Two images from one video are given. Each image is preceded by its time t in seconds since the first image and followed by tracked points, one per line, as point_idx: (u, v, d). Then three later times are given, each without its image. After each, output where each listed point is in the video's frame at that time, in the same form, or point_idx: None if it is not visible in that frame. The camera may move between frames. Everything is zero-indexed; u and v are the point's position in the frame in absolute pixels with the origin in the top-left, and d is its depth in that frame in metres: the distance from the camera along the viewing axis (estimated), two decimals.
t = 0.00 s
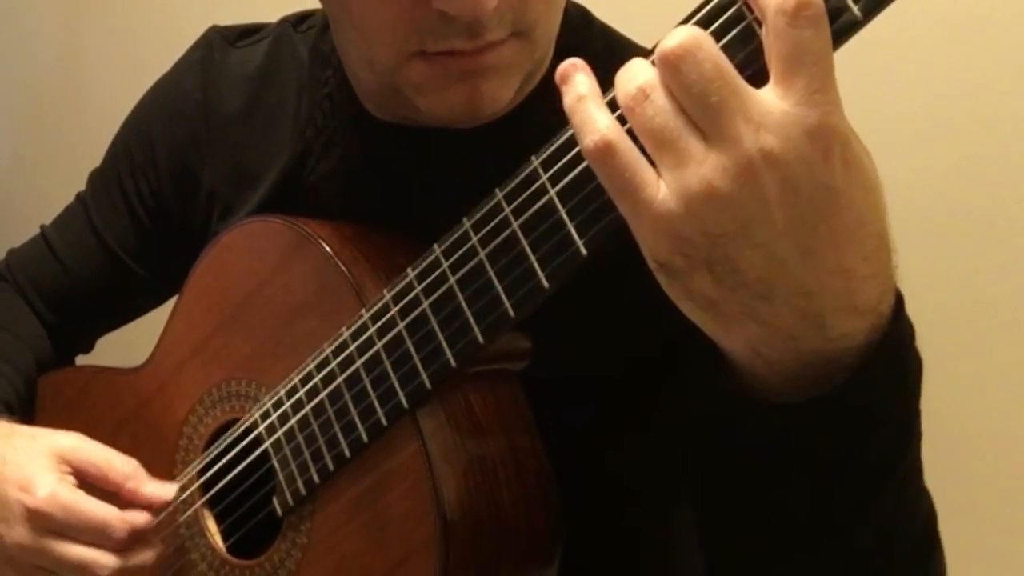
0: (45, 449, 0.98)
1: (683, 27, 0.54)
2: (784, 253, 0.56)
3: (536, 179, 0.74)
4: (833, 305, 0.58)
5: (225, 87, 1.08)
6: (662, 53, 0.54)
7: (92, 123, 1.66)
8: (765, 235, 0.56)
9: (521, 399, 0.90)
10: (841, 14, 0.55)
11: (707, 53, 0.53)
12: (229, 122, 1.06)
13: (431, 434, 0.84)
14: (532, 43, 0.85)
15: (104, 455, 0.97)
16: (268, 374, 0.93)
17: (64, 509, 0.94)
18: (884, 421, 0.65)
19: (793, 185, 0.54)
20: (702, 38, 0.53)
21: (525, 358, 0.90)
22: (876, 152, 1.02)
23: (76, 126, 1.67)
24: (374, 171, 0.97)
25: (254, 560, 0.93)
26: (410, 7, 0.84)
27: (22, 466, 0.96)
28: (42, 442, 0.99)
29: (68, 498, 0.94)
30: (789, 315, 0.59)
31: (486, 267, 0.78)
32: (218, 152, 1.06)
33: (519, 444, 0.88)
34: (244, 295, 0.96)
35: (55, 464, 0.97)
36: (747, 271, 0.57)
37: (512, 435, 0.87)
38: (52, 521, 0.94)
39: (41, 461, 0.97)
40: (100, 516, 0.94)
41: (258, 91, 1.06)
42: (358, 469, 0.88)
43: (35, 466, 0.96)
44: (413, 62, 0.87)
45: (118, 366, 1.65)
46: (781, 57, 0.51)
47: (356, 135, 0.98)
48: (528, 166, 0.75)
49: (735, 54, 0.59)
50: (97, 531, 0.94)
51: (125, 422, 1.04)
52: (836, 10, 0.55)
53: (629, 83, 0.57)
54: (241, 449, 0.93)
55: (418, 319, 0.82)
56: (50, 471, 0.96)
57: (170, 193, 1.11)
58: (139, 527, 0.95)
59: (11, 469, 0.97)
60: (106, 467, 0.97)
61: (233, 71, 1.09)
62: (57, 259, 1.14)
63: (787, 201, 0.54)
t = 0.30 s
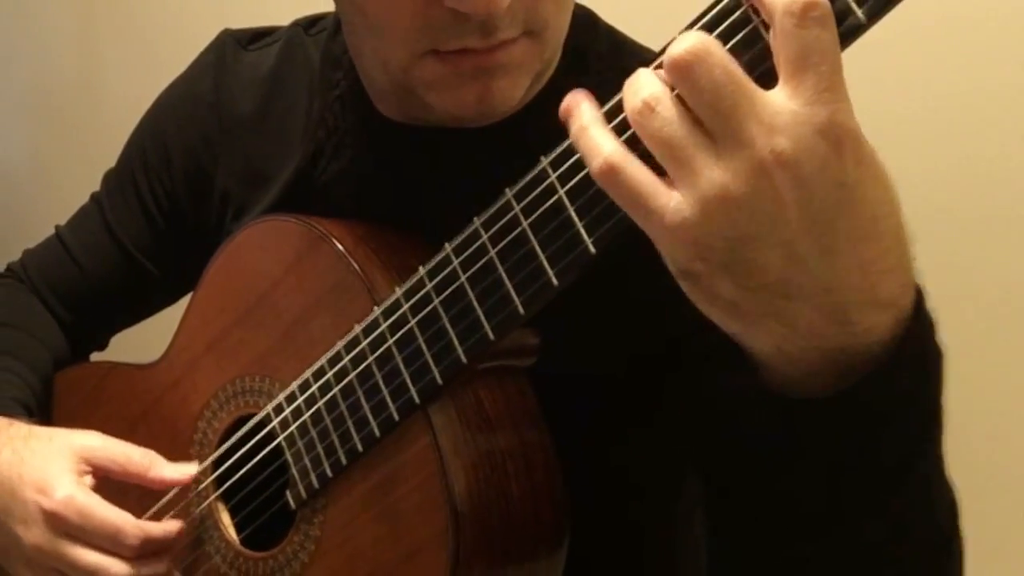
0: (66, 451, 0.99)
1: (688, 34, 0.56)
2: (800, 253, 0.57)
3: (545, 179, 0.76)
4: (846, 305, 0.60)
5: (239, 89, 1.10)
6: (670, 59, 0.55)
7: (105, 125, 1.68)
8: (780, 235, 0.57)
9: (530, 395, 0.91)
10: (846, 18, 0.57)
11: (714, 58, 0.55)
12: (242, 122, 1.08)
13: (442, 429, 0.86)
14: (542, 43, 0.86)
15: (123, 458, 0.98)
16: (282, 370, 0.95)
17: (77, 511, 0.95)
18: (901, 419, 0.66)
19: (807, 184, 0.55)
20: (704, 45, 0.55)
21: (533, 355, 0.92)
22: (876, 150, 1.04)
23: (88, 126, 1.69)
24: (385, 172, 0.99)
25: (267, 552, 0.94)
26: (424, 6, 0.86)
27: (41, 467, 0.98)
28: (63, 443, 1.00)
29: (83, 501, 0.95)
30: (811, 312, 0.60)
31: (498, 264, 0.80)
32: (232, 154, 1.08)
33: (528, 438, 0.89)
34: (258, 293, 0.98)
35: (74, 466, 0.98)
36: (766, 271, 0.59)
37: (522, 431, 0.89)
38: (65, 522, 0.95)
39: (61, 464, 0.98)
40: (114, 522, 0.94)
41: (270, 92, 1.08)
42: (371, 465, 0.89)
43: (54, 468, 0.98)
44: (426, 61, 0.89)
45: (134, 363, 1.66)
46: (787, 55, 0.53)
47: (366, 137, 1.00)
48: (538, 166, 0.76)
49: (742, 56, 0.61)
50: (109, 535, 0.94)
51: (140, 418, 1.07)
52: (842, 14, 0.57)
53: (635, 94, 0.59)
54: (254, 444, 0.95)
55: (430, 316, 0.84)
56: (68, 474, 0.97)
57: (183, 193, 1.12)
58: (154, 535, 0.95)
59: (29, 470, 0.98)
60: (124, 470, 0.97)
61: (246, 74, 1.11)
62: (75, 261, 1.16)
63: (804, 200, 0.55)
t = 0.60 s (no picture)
0: (82, 441, 1.01)
1: None
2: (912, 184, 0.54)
3: (557, 177, 0.78)
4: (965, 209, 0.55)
5: (250, 91, 1.14)
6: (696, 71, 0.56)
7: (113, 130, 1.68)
8: (884, 172, 0.54)
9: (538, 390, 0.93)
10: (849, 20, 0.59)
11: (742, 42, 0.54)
12: (253, 125, 1.12)
13: (453, 423, 0.87)
14: (550, 45, 0.88)
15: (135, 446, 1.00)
16: (294, 365, 0.97)
17: (91, 498, 0.97)
18: None
19: (875, 127, 0.52)
20: None
21: (543, 350, 0.94)
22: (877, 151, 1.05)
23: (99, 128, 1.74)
24: (394, 171, 1.01)
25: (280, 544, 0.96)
26: (433, 10, 0.87)
27: (55, 455, 1.00)
28: (78, 433, 1.02)
29: (95, 487, 0.97)
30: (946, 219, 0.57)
31: (509, 261, 0.81)
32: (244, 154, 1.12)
33: (537, 431, 0.91)
34: (273, 290, 1.00)
35: (88, 454, 1.00)
36: (892, 203, 0.56)
37: (531, 424, 0.91)
38: (80, 509, 0.97)
39: (75, 452, 1.00)
40: (125, 506, 0.96)
41: (281, 96, 1.12)
42: (382, 459, 0.90)
43: (68, 456, 1.00)
44: (436, 65, 0.90)
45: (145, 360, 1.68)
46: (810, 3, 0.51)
47: (375, 137, 1.02)
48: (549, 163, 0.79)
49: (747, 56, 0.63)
50: (121, 520, 0.96)
51: (154, 413, 1.09)
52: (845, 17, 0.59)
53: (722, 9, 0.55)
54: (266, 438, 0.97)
55: (440, 311, 0.86)
56: (82, 461, 0.99)
57: (196, 194, 1.18)
58: (166, 520, 0.97)
59: (44, 459, 1.00)
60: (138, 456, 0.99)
61: (257, 77, 1.15)
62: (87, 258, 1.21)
63: (885, 137, 0.52)
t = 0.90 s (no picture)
0: (97, 429, 1.04)
1: None
2: (927, 194, 0.55)
3: (564, 179, 0.79)
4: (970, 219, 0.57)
5: (263, 90, 1.16)
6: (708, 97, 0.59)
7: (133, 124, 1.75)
8: (899, 184, 0.55)
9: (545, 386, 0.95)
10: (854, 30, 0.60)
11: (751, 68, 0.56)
12: (265, 125, 1.14)
13: (462, 420, 0.88)
14: (558, 43, 0.89)
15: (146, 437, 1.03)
16: (306, 360, 0.99)
17: (104, 484, 0.99)
18: None
19: (888, 139, 0.54)
20: None
21: (549, 347, 0.95)
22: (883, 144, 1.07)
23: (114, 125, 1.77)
24: (404, 170, 1.02)
25: (292, 537, 0.98)
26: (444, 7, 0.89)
27: (73, 442, 1.03)
28: (94, 421, 1.05)
29: (108, 474, 1.00)
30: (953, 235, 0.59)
31: (517, 262, 0.83)
32: (257, 153, 1.14)
33: (545, 428, 0.92)
34: (287, 286, 1.02)
35: (103, 442, 1.03)
36: (910, 213, 0.57)
37: (540, 421, 0.92)
38: (94, 493, 1.00)
39: (91, 440, 1.03)
40: (135, 492, 0.98)
41: (293, 95, 1.14)
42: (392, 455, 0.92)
43: (84, 443, 1.03)
44: (446, 63, 0.92)
45: (162, 353, 1.71)
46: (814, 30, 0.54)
47: (386, 136, 1.04)
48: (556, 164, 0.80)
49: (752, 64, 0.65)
50: (131, 506, 0.98)
51: (168, 406, 1.11)
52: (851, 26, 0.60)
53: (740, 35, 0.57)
54: (280, 432, 0.98)
55: (449, 309, 0.88)
56: (98, 449, 1.02)
57: (209, 192, 1.20)
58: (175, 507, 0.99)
59: (61, 444, 1.03)
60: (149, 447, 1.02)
61: (270, 77, 1.17)
62: (103, 254, 1.23)
63: (899, 149, 0.54)
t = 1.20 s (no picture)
0: (114, 434, 1.06)
1: None
2: (917, 205, 0.57)
3: (569, 179, 0.81)
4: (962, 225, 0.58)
5: (275, 91, 1.19)
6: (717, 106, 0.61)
7: (150, 126, 1.81)
8: (892, 194, 0.57)
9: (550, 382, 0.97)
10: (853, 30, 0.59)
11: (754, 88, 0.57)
12: (277, 126, 1.16)
13: (468, 415, 0.90)
14: (563, 44, 0.91)
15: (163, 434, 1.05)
16: (317, 356, 1.01)
17: (122, 492, 1.01)
18: None
19: (879, 152, 0.55)
20: None
21: (554, 344, 0.97)
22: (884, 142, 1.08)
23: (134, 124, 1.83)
24: (412, 170, 1.05)
25: (303, 529, 1.00)
26: (450, 8, 0.91)
27: (89, 450, 1.04)
28: (111, 425, 1.07)
29: (126, 483, 1.01)
30: (945, 239, 0.60)
31: (523, 260, 0.85)
32: (269, 154, 1.16)
33: (550, 422, 0.94)
34: (299, 285, 1.04)
35: (119, 446, 1.05)
36: (900, 222, 0.59)
37: (545, 416, 0.94)
38: (111, 501, 1.01)
39: (106, 444, 1.05)
40: (153, 500, 1.00)
41: (304, 95, 1.16)
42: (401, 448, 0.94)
43: (100, 449, 1.04)
44: (453, 61, 0.94)
45: (178, 349, 1.73)
46: (808, 46, 0.54)
47: (396, 137, 1.06)
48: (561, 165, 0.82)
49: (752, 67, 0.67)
50: (149, 514, 0.99)
51: (181, 402, 1.13)
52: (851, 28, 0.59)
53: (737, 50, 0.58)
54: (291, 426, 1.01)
55: (456, 306, 0.90)
56: (115, 455, 1.03)
57: (222, 191, 1.22)
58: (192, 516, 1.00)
59: (80, 451, 1.04)
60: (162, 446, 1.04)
61: (282, 78, 1.19)
62: (118, 254, 1.26)
63: (889, 162, 0.55)
